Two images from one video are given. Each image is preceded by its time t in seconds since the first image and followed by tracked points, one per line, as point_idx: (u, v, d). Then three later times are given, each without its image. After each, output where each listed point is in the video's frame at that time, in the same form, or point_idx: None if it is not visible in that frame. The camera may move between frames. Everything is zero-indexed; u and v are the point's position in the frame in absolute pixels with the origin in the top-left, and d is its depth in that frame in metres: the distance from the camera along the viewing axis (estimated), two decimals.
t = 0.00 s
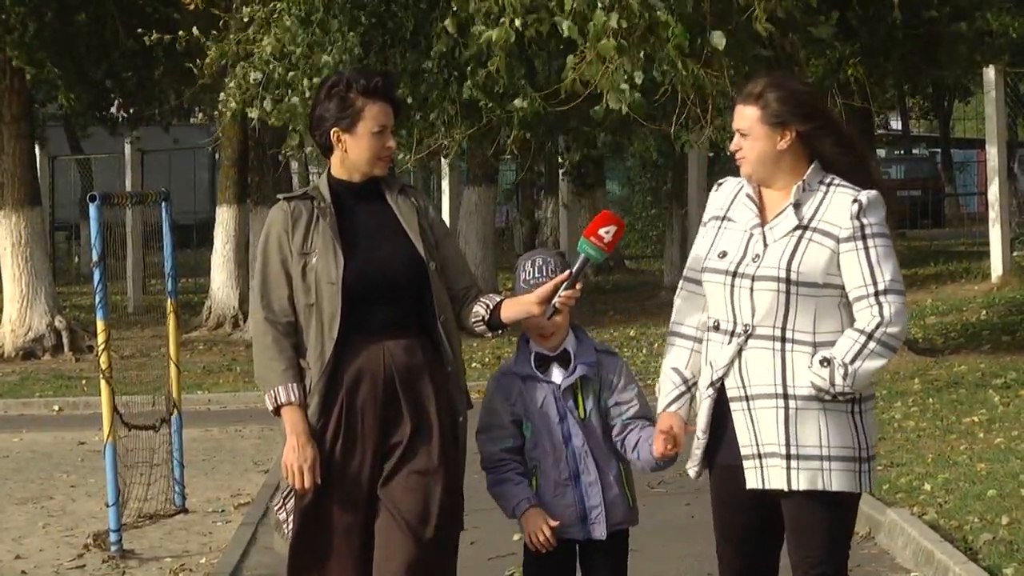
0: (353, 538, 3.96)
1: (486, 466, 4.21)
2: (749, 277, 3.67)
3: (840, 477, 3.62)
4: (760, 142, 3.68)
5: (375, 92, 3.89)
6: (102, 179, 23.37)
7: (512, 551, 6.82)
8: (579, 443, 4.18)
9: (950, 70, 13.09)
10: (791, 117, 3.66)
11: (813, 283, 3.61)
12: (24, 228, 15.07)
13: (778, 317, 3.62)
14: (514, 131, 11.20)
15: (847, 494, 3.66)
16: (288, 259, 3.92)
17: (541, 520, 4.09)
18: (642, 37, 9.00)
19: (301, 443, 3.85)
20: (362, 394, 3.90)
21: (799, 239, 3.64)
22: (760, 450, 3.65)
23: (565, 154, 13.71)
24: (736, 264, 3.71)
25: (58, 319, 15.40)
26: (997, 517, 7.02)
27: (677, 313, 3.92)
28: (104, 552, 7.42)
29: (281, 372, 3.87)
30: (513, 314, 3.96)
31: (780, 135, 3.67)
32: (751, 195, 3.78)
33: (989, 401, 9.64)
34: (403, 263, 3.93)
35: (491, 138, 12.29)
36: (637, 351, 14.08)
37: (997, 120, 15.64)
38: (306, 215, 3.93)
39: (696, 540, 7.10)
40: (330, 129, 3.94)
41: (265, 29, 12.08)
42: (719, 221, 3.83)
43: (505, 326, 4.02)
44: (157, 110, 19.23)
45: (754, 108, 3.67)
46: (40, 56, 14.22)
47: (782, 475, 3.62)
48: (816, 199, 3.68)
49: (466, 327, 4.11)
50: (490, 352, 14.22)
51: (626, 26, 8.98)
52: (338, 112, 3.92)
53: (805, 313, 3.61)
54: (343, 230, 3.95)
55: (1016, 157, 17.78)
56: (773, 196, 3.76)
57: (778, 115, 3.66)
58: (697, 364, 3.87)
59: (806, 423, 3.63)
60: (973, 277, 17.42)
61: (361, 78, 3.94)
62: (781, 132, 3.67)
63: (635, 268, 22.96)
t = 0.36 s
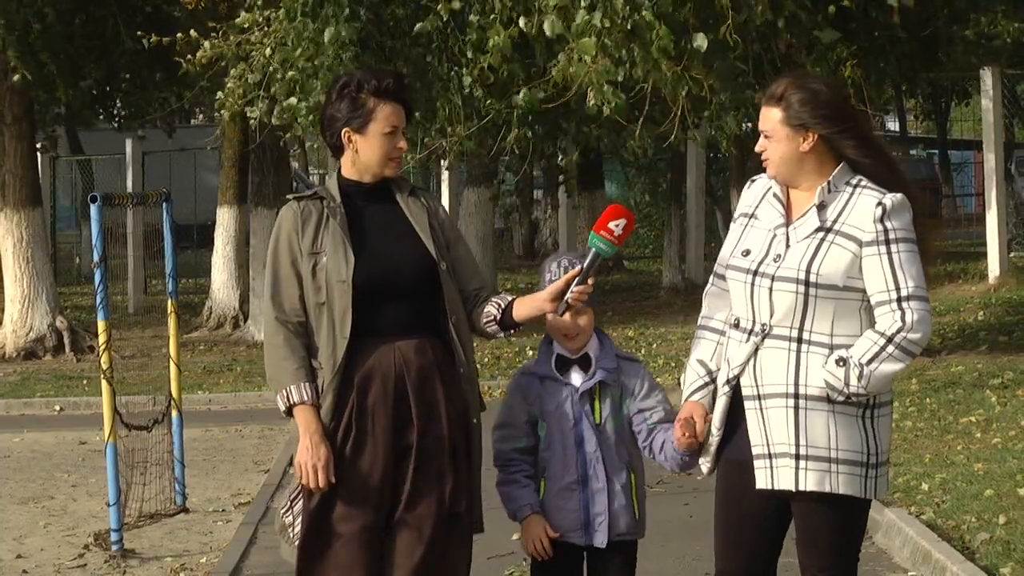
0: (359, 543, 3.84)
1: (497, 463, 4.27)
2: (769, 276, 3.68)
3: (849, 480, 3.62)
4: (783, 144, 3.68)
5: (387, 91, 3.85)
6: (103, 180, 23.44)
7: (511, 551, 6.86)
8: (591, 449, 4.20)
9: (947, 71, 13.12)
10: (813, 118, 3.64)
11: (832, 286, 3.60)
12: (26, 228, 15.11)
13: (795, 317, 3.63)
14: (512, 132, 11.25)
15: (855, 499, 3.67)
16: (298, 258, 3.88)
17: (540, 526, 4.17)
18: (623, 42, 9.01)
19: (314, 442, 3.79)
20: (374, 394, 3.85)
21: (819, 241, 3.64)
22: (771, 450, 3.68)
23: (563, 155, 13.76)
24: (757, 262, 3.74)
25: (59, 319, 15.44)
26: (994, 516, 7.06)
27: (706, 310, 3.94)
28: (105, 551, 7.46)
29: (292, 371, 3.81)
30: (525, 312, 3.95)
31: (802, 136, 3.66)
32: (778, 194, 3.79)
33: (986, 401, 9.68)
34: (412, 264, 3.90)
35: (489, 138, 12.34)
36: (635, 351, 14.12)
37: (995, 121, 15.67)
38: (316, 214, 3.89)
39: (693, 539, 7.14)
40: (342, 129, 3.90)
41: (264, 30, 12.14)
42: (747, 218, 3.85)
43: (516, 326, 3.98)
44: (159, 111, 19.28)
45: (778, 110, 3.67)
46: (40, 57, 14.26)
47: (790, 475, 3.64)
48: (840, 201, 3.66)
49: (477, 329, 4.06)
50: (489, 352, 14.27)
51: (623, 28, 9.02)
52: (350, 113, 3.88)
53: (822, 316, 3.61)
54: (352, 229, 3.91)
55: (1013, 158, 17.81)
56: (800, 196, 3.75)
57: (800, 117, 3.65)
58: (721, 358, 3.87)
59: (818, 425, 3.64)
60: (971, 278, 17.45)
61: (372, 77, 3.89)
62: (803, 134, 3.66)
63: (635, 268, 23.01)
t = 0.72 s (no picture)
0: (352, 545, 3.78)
1: (523, 457, 4.24)
2: (776, 278, 3.64)
3: (860, 483, 3.60)
4: (782, 145, 3.66)
5: (392, 89, 3.82)
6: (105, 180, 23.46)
7: (512, 550, 6.88)
8: (617, 451, 4.17)
9: (946, 70, 13.12)
10: (812, 116, 3.62)
11: (840, 287, 3.56)
12: (26, 228, 15.12)
13: (803, 319, 3.59)
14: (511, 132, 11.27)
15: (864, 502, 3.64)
16: (306, 258, 3.86)
17: (560, 525, 4.14)
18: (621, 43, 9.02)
19: (316, 443, 3.80)
20: (377, 397, 3.83)
21: (825, 240, 3.60)
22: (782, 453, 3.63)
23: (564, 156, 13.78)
24: (764, 264, 3.69)
25: (59, 319, 15.45)
26: (994, 516, 7.08)
27: (709, 314, 3.89)
28: (106, 550, 7.48)
29: (296, 372, 3.81)
30: (533, 319, 3.91)
31: (800, 136, 3.64)
32: (781, 196, 3.76)
33: (985, 400, 9.69)
34: (419, 265, 3.88)
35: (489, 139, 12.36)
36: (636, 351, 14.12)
37: (995, 121, 15.69)
38: (323, 214, 3.88)
39: (693, 539, 7.16)
40: (348, 128, 3.87)
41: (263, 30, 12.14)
42: (751, 220, 3.82)
43: (522, 330, 3.97)
44: (160, 112, 19.30)
45: (777, 110, 3.65)
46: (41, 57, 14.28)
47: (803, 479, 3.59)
48: (844, 199, 3.63)
49: (482, 331, 4.04)
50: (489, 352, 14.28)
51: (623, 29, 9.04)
52: (356, 111, 3.84)
53: (831, 317, 3.57)
54: (360, 228, 3.90)
55: (1013, 158, 17.83)
56: (804, 197, 3.72)
57: (798, 116, 3.63)
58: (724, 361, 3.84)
59: (828, 428, 3.60)
60: (970, 278, 17.47)
61: (379, 75, 3.86)
62: (802, 132, 3.64)
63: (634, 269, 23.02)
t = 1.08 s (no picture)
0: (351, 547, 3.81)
1: (519, 472, 4.20)
2: (773, 284, 3.62)
3: (872, 481, 3.61)
4: (761, 149, 3.68)
5: (396, 92, 3.81)
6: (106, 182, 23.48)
7: (513, 550, 6.90)
8: (618, 458, 4.17)
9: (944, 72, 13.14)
10: (789, 119, 3.64)
11: (840, 288, 3.57)
12: (27, 229, 15.13)
13: (807, 322, 3.58)
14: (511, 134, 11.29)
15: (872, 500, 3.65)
16: (307, 261, 3.86)
17: (567, 535, 4.08)
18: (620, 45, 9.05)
19: (315, 447, 3.81)
20: (378, 401, 3.83)
21: (819, 243, 3.61)
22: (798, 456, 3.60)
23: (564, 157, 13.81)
24: (757, 271, 3.67)
25: (60, 320, 15.47)
26: (993, 516, 7.10)
27: (690, 325, 3.87)
28: (106, 550, 7.50)
29: (295, 375, 3.80)
30: (532, 321, 3.89)
31: (778, 140, 3.67)
32: (762, 202, 3.77)
33: (984, 401, 9.71)
34: (420, 268, 3.88)
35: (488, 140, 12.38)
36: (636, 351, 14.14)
37: (993, 122, 15.71)
38: (324, 216, 3.88)
39: (694, 539, 7.20)
40: (350, 130, 3.86)
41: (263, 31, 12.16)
42: (732, 231, 3.80)
43: (521, 332, 3.96)
44: (161, 114, 19.33)
45: (754, 114, 3.67)
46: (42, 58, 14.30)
47: (823, 479, 3.57)
48: (831, 201, 3.66)
49: (480, 332, 4.03)
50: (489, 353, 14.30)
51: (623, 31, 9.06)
52: (358, 113, 3.84)
53: (833, 319, 3.57)
54: (361, 230, 3.90)
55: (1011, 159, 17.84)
56: (786, 202, 3.74)
57: (776, 120, 3.65)
58: (706, 376, 3.84)
59: (838, 430, 3.59)
60: (968, 279, 17.49)
61: (381, 78, 3.85)
62: (780, 137, 3.66)
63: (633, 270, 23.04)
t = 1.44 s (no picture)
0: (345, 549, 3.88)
1: (499, 478, 4.20)
2: (745, 286, 3.58)
3: (859, 472, 3.57)
4: (725, 150, 3.62)
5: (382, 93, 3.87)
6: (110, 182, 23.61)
7: (511, 547, 6.98)
8: (592, 455, 4.16)
9: (940, 74, 13.24)
10: (753, 120, 3.59)
11: (812, 284, 3.54)
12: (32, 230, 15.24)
13: (782, 321, 3.54)
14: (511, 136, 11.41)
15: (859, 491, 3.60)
16: (297, 263, 3.91)
17: (552, 537, 4.07)
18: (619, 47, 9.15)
19: (308, 446, 3.83)
20: (371, 399, 3.89)
21: (786, 241, 3.57)
22: (786, 453, 3.55)
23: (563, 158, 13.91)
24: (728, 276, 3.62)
25: (64, 319, 15.56)
26: (988, 513, 7.19)
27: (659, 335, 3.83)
28: (110, 547, 7.59)
29: (287, 376, 3.85)
30: (518, 322, 3.97)
31: (742, 141, 3.61)
32: (724, 206, 3.72)
33: (979, 399, 9.80)
34: (410, 269, 3.96)
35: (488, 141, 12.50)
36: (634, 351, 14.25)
37: (989, 123, 15.81)
38: (314, 219, 3.94)
39: (692, 535, 7.29)
40: (337, 131, 3.92)
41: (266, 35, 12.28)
42: (696, 239, 3.74)
43: (507, 332, 4.04)
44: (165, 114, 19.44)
45: (718, 114, 3.61)
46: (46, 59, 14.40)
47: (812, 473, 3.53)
48: (792, 200, 3.62)
49: (467, 332, 4.12)
50: (489, 352, 14.39)
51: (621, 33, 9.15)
52: (344, 114, 3.90)
53: (806, 316, 3.54)
54: (351, 231, 3.97)
55: (1007, 160, 17.94)
56: (748, 205, 3.69)
57: (740, 121, 3.59)
58: (672, 387, 3.82)
59: (820, 424, 3.54)
60: (963, 278, 17.59)
61: (368, 80, 3.92)
62: (744, 137, 3.61)
63: (632, 269, 23.15)
